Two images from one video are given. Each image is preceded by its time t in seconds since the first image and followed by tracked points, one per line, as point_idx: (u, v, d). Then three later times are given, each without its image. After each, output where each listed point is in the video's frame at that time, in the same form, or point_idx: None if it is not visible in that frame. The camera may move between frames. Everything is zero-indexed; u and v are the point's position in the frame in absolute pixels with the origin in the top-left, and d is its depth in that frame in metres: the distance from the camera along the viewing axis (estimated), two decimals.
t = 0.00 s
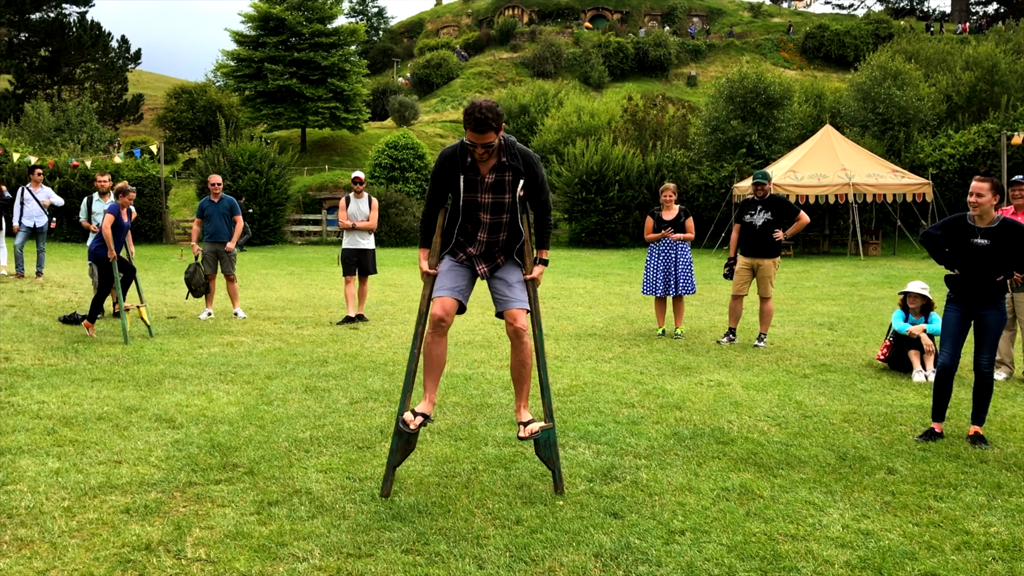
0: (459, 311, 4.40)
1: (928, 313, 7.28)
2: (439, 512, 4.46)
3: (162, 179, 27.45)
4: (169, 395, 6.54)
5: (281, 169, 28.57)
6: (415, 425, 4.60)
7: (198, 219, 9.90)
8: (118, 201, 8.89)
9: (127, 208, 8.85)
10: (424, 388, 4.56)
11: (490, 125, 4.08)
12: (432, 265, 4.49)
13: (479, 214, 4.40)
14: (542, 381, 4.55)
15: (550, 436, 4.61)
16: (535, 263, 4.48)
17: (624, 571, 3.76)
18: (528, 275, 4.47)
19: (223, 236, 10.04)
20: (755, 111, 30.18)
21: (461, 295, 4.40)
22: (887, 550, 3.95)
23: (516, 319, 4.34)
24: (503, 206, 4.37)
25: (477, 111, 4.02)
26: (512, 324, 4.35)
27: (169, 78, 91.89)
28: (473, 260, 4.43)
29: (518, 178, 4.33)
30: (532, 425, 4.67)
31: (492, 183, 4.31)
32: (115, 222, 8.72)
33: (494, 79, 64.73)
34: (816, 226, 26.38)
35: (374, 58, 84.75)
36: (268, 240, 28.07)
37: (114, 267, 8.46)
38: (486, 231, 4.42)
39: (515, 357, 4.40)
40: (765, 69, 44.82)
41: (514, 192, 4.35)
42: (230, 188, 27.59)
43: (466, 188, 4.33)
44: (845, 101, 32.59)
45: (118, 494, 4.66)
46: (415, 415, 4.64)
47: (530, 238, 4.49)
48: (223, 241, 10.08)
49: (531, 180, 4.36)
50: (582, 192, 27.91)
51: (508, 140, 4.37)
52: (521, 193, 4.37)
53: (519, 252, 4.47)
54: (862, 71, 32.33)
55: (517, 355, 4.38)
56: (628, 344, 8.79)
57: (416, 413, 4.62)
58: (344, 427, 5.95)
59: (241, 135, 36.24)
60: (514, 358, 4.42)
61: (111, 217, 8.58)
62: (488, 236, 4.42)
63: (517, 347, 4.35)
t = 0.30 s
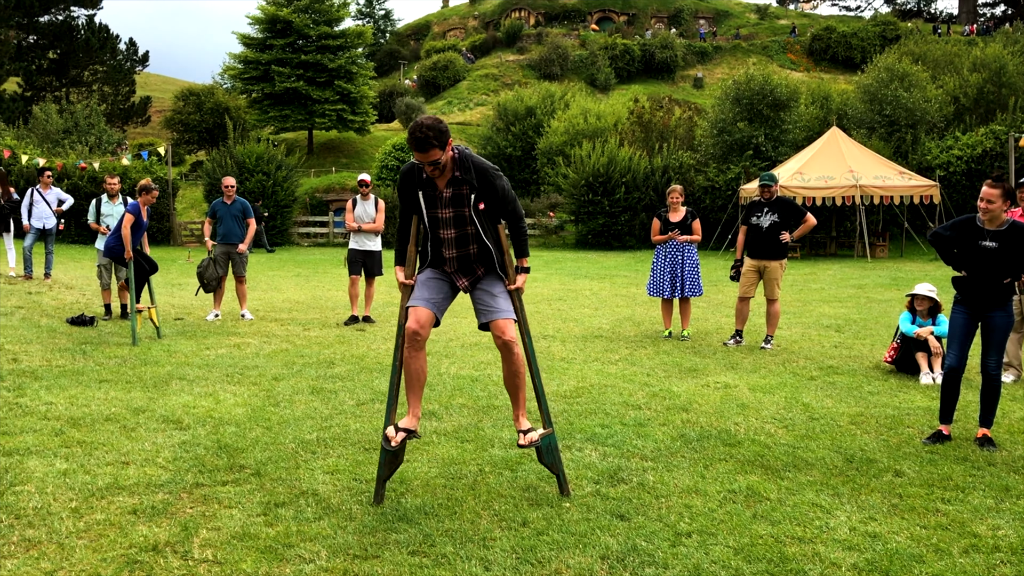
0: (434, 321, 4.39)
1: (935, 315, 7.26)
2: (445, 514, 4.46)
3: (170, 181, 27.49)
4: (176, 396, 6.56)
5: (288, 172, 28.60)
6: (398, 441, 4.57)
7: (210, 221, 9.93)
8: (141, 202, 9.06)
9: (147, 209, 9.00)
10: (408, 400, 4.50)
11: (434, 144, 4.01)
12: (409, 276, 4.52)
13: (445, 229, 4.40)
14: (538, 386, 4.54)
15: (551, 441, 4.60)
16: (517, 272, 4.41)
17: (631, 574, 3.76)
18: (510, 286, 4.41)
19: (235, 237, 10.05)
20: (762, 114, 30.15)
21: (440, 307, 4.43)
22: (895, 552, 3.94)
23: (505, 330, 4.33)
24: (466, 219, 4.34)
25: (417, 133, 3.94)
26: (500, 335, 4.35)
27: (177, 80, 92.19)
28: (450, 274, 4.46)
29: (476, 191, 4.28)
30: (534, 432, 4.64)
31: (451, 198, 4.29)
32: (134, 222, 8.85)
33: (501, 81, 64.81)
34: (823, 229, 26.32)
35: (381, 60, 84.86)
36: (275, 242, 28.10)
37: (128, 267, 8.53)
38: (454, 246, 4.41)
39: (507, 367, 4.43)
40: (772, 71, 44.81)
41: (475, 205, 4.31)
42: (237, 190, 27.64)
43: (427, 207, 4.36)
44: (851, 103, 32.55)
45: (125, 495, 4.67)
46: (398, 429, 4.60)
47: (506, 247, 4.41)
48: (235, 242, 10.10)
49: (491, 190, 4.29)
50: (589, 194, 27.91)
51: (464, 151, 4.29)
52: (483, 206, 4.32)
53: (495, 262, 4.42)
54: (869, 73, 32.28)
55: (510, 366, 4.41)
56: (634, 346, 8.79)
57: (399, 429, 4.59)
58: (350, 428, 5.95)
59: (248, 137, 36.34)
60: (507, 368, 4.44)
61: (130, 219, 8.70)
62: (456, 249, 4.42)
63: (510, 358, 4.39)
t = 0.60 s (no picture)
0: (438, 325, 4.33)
1: (947, 318, 7.22)
2: (455, 516, 4.47)
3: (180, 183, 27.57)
4: (186, 397, 6.58)
5: (298, 173, 28.67)
6: (409, 447, 4.51)
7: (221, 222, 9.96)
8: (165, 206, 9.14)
9: (168, 213, 9.04)
10: (414, 403, 4.48)
11: (438, 138, 3.99)
12: (407, 279, 4.45)
13: (439, 224, 4.35)
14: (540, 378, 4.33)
15: (559, 442, 4.40)
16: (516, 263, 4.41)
17: None
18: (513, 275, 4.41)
19: (245, 239, 10.08)
20: (772, 115, 30.11)
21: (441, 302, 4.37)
22: (907, 556, 3.92)
23: (506, 314, 4.25)
24: (464, 213, 4.33)
25: (420, 128, 3.92)
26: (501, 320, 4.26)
27: (188, 82, 92.49)
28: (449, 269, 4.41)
29: (475, 184, 4.27)
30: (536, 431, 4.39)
31: (450, 192, 4.26)
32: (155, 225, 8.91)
33: (511, 83, 64.89)
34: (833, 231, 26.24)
35: (391, 62, 85.00)
36: (285, 244, 28.18)
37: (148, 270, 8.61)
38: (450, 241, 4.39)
39: (511, 358, 4.27)
40: (783, 73, 44.72)
41: (473, 198, 4.30)
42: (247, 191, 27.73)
43: (423, 202, 4.29)
44: (862, 105, 32.47)
45: (135, 496, 4.69)
46: (409, 435, 4.55)
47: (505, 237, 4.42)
48: (245, 244, 10.12)
49: (488, 182, 4.29)
50: (598, 195, 27.90)
51: (460, 142, 4.28)
52: (479, 198, 4.32)
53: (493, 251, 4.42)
54: (880, 75, 32.19)
55: (512, 357, 4.26)
56: (644, 349, 8.78)
57: (410, 433, 4.54)
58: (359, 429, 5.96)
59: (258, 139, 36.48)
60: (508, 359, 4.28)
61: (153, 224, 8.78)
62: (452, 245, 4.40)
63: (510, 343, 4.24)
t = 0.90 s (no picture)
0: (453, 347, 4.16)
1: (961, 318, 7.20)
2: (467, 515, 4.48)
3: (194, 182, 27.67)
4: (200, 396, 6.61)
5: (311, 173, 28.75)
6: (423, 461, 4.48)
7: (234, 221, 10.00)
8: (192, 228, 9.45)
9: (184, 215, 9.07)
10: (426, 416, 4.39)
11: (483, 133, 3.91)
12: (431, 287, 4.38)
13: (466, 229, 4.16)
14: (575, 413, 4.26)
15: (586, 462, 4.24)
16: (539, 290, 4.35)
17: None
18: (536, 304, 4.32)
19: (258, 238, 10.13)
20: (785, 115, 30.03)
21: (460, 319, 4.17)
22: (921, 558, 3.90)
23: (547, 348, 4.08)
24: (494, 221, 4.13)
25: (469, 120, 3.86)
26: (543, 354, 4.08)
27: (202, 81, 92.92)
28: (470, 282, 4.18)
29: (509, 193, 4.11)
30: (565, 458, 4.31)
31: (482, 196, 4.10)
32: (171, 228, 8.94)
33: (523, 82, 64.94)
34: (846, 231, 26.11)
35: (404, 62, 85.20)
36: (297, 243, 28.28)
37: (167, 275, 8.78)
38: (475, 248, 4.16)
39: (547, 388, 4.18)
40: (797, 72, 44.52)
41: (506, 208, 4.13)
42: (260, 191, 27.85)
43: (453, 201, 4.13)
44: (877, 105, 32.31)
45: (150, 493, 4.72)
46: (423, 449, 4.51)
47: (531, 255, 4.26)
48: (257, 243, 10.15)
49: (523, 192, 4.13)
50: (610, 195, 27.87)
51: (501, 150, 4.17)
52: (512, 209, 4.15)
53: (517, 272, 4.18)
54: (894, 74, 32.04)
55: (551, 384, 4.15)
56: (656, 349, 8.76)
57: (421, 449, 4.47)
58: (372, 428, 5.98)
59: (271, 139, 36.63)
60: (545, 387, 4.19)
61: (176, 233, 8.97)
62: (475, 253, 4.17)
63: (550, 374, 4.11)
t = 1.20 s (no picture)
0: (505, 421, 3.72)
1: (970, 313, 7.17)
2: (474, 510, 4.48)
3: (201, 177, 27.67)
4: (207, 390, 6.62)
5: (318, 168, 28.76)
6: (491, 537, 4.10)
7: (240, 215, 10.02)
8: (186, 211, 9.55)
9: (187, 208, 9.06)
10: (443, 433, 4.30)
11: (511, 198, 3.44)
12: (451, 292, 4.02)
13: (493, 300, 3.67)
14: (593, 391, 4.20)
15: (604, 452, 4.28)
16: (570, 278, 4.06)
17: (659, 570, 3.75)
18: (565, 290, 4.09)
19: (264, 232, 10.14)
20: (793, 110, 29.94)
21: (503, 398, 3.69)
22: (929, 553, 3.89)
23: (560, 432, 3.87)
24: (524, 288, 3.68)
25: (498, 188, 3.39)
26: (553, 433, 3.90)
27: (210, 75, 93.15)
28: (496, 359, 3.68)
29: (539, 257, 3.69)
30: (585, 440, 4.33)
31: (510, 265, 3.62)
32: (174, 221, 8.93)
33: (530, 77, 64.88)
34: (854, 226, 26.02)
35: (411, 56, 85.20)
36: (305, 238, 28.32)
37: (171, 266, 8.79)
38: (503, 318, 3.70)
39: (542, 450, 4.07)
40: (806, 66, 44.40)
41: (536, 273, 3.70)
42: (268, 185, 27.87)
43: (476, 273, 3.62)
44: (886, 99, 32.20)
45: (157, 487, 4.73)
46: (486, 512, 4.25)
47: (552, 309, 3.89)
48: (263, 238, 10.17)
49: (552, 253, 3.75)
50: (618, 190, 27.81)
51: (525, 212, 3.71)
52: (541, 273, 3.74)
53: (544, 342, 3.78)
54: (903, 69, 31.93)
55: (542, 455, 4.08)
56: (663, 343, 8.75)
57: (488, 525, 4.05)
58: (379, 422, 5.99)
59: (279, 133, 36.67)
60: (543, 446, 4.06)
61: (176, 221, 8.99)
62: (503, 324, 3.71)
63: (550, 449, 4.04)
